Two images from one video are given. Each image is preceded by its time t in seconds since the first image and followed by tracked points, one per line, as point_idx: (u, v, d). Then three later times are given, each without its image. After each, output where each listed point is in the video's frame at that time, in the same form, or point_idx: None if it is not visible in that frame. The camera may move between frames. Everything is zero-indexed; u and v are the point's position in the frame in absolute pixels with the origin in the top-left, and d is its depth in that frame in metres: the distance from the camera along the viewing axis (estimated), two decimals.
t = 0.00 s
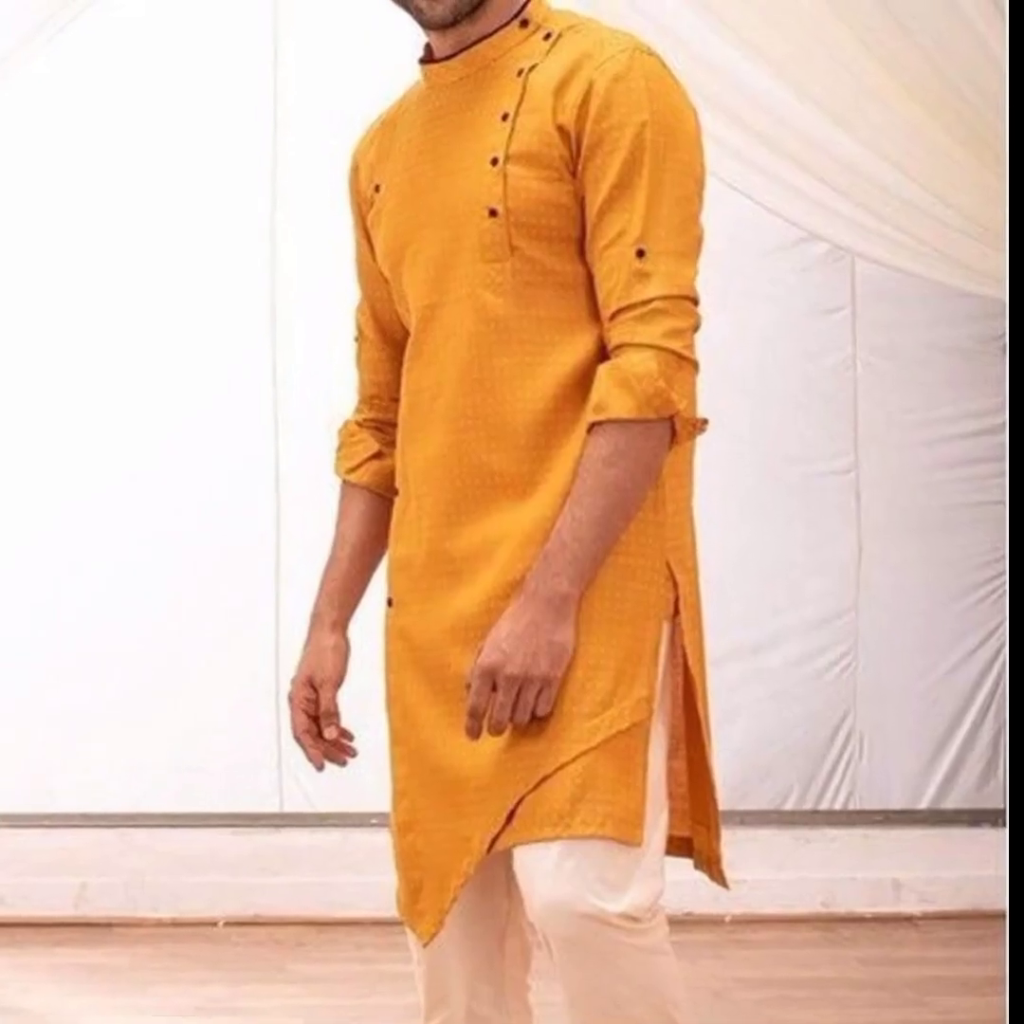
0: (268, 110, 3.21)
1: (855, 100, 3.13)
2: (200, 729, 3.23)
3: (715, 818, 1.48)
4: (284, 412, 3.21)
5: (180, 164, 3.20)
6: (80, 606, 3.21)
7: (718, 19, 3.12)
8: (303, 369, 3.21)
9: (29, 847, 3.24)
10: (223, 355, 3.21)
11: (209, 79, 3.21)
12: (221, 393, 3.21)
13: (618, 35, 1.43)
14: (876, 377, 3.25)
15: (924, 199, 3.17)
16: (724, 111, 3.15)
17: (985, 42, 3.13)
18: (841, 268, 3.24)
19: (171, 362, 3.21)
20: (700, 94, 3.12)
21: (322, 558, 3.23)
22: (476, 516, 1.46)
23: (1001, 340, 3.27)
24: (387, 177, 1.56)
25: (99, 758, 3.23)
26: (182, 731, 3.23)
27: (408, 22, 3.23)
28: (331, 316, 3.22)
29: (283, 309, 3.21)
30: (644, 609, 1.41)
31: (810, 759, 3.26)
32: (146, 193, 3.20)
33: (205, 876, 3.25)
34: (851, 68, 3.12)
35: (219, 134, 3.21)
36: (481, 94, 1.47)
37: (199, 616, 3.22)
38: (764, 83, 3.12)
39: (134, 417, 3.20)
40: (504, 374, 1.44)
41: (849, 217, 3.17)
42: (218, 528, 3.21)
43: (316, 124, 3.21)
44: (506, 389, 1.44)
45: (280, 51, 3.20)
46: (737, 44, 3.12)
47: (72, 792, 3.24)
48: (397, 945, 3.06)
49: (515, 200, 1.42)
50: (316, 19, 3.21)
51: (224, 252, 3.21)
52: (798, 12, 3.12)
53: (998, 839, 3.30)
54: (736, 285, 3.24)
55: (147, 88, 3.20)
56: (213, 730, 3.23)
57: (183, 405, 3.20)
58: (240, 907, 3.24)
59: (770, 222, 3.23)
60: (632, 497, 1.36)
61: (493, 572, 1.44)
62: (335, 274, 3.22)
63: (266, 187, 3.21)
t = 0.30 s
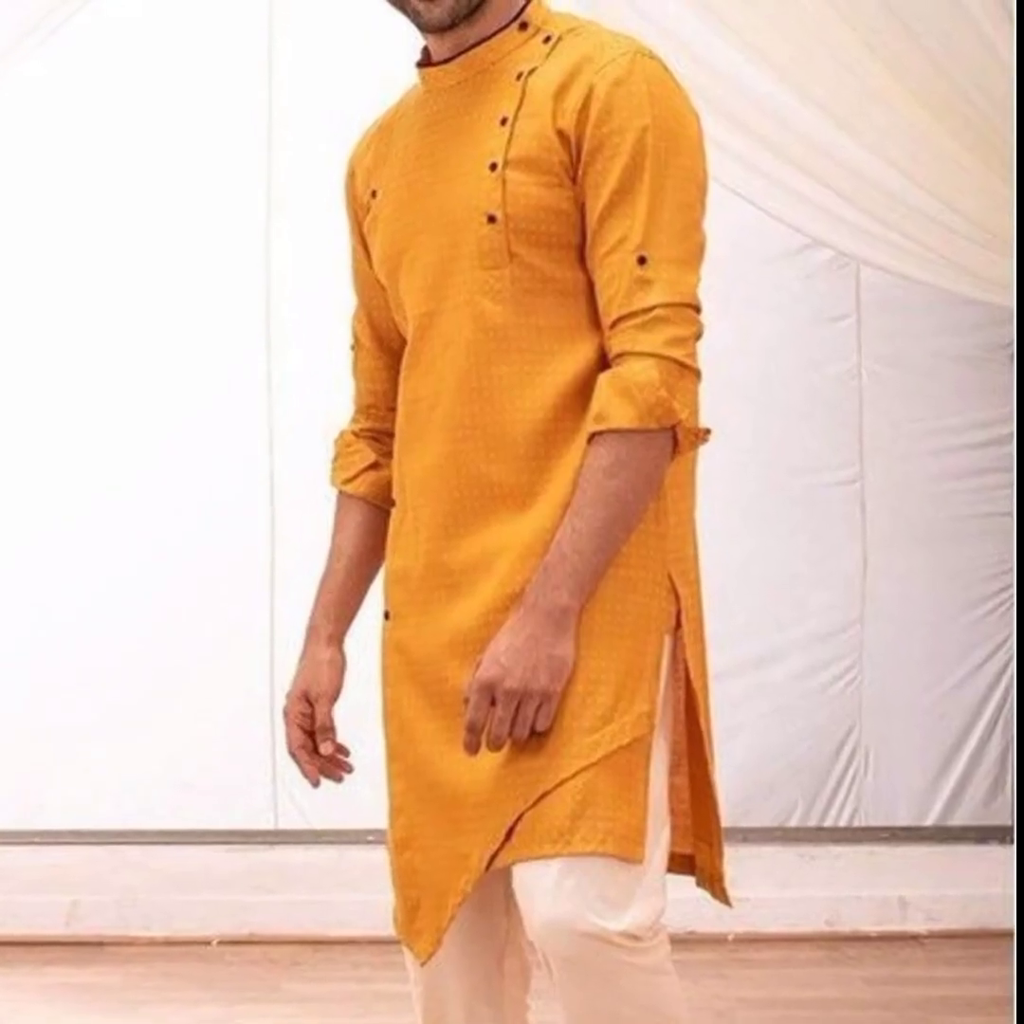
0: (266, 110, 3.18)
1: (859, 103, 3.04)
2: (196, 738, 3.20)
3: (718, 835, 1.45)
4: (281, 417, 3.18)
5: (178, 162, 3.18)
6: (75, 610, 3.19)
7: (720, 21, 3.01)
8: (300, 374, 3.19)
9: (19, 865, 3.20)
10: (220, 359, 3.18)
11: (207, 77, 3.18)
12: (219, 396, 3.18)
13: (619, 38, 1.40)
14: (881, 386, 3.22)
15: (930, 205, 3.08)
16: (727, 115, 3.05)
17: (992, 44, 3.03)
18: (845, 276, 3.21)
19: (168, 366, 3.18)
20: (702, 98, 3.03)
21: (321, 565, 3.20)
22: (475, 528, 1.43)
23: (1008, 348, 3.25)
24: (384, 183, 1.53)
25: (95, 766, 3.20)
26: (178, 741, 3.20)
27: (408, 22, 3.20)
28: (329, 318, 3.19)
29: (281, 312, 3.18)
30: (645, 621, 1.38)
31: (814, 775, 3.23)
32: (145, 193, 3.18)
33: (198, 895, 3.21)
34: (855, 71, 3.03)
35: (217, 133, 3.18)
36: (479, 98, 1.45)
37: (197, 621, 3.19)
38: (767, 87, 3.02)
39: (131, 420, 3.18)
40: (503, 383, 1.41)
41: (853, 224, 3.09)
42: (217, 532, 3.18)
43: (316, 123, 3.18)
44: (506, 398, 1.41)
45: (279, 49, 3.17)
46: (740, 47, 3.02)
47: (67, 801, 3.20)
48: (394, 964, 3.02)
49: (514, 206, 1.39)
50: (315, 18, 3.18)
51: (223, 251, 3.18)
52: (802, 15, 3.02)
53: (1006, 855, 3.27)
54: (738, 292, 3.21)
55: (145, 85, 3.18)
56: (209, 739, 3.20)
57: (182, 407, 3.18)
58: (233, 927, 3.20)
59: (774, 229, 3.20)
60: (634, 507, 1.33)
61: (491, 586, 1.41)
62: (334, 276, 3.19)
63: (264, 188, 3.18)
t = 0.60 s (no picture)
0: (262, 111, 3.14)
1: (864, 106, 3.02)
2: (192, 747, 3.16)
3: (721, 853, 1.48)
4: (278, 423, 3.15)
5: (176, 162, 3.14)
6: (76, 609, 3.15)
7: (724, 24, 2.99)
8: (298, 379, 3.16)
9: (10, 883, 3.17)
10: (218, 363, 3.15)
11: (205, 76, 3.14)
12: (218, 397, 3.15)
13: (620, 40, 1.41)
14: (887, 396, 3.17)
15: (937, 212, 3.04)
16: (729, 119, 3.03)
17: (1000, 48, 3.01)
18: (850, 283, 3.17)
19: (163, 369, 3.15)
20: (705, 103, 3.01)
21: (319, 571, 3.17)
22: (473, 539, 1.44)
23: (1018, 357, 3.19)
24: (380, 189, 1.53)
25: (93, 772, 3.17)
26: (176, 748, 3.16)
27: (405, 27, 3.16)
28: (328, 320, 3.15)
29: (275, 323, 3.14)
30: (646, 635, 1.41)
31: (819, 791, 3.19)
32: (143, 191, 3.14)
33: (191, 913, 3.17)
34: (859, 74, 3.01)
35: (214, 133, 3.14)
36: (477, 102, 1.45)
37: (198, 624, 3.16)
38: (771, 90, 3.00)
39: (128, 421, 3.14)
40: (502, 393, 1.42)
41: (859, 230, 3.05)
42: (214, 540, 3.15)
43: (314, 124, 3.14)
44: (505, 409, 1.42)
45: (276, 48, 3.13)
46: (743, 51, 3.00)
47: (66, 805, 3.17)
48: (390, 984, 2.99)
49: (513, 213, 1.40)
50: (312, 17, 3.13)
51: (219, 253, 3.15)
52: (808, 20, 3.01)
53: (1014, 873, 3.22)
54: (741, 301, 3.16)
55: (144, 81, 3.14)
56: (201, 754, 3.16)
57: (180, 409, 3.14)
58: (228, 946, 3.17)
59: (777, 235, 3.15)
60: (635, 519, 1.35)
61: (490, 598, 1.42)
62: (333, 277, 3.15)
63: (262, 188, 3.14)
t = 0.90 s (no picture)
0: (258, 110, 3.07)
1: (868, 110, 2.94)
2: (191, 756, 3.09)
3: (724, 872, 1.45)
4: (273, 426, 3.07)
5: (175, 156, 3.07)
6: (77, 609, 3.08)
7: (725, 26, 2.94)
8: (293, 382, 3.07)
9: None
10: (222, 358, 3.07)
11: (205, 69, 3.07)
12: (218, 397, 3.07)
13: (621, 43, 1.38)
14: (893, 405, 3.07)
15: (943, 217, 2.96)
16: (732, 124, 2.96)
17: (1007, 51, 2.93)
18: (855, 290, 3.06)
19: (164, 367, 3.07)
20: (707, 107, 2.95)
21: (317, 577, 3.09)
22: (472, 551, 1.41)
23: None
24: (377, 194, 1.50)
25: (91, 779, 3.09)
26: (175, 754, 3.09)
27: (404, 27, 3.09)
28: (325, 319, 3.07)
29: (270, 330, 3.06)
30: (648, 649, 1.39)
31: (823, 808, 3.09)
32: (143, 184, 3.06)
33: (184, 932, 3.10)
34: (864, 77, 2.94)
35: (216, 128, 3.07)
36: (475, 107, 1.43)
37: (199, 626, 3.08)
38: (773, 94, 2.94)
39: (127, 420, 3.06)
40: (500, 402, 1.39)
41: (865, 236, 2.97)
42: (206, 553, 3.07)
43: (312, 123, 3.07)
44: (504, 418, 1.39)
45: (273, 45, 3.06)
46: (744, 52, 2.94)
47: (63, 811, 3.10)
48: (387, 1006, 2.93)
49: (512, 218, 1.37)
50: (309, 13, 3.06)
51: (215, 253, 3.06)
52: (812, 24, 2.94)
53: None
54: (745, 306, 3.06)
55: (139, 71, 3.07)
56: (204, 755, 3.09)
57: (183, 406, 3.06)
58: (222, 967, 3.09)
59: (782, 241, 3.05)
60: (635, 532, 1.33)
61: (489, 611, 1.39)
62: (331, 274, 3.07)
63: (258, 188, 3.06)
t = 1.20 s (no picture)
0: (254, 113, 3.02)
1: (877, 117, 2.80)
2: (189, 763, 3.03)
3: (727, 890, 1.42)
4: (268, 429, 3.02)
5: (172, 152, 3.01)
6: (75, 611, 3.02)
7: (730, 30, 2.78)
8: (287, 386, 3.02)
9: None
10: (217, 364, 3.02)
11: (201, 67, 3.02)
12: (217, 397, 3.02)
13: (622, 47, 1.36)
14: (899, 415, 3.01)
15: (951, 224, 2.83)
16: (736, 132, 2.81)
17: (1015, 53, 2.80)
18: (860, 297, 3.00)
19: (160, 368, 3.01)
20: (709, 112, 2.79)
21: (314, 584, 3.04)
22: (470, 565, 1.38)
23: None
24: (373, 201, 1.48)
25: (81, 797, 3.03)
26: (173, 761, 3.03)
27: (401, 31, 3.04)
28: (322, 322, 3.02)
29: (265, 340, 3.02)
30: (649, 663, 1.36)
31: (827, 825, 3.03)
32: (143, 178, 3.01)
33: (177, 953, 3.01)
34: (870, 82, 2.80)
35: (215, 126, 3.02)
36: (473, 112, 1.40)
37: (198, 632, 3.03)
38: (779, 100, 2.78)
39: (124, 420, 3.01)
40: (499, 412, 1.36)
41: (870, 243, 2.82)
42: (200, 567, 3.02)
43: (311, 124, 3.02)
44: (503, 428, 1.37)
45: (269, 46, 3.01)
46: (750, 57, 2.79)
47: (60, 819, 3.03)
48: None
49: (511, 225, 1.34)
50: (306, 12, 3.01)
51: (211, 254, 3.02)
52: (818, 26, 2.79)
53: None
54: (748, 313, 3.00)
55: (132, 77, 3.01)
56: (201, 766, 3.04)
57: (179, 407, 3.01)
58: (215, 988, 2.97)
59: (785, 247, 2.99)
60: (637, 544, 1.30)
61: (487, 625, 1.36)
62: (329, 275, 3.03)
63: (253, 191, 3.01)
